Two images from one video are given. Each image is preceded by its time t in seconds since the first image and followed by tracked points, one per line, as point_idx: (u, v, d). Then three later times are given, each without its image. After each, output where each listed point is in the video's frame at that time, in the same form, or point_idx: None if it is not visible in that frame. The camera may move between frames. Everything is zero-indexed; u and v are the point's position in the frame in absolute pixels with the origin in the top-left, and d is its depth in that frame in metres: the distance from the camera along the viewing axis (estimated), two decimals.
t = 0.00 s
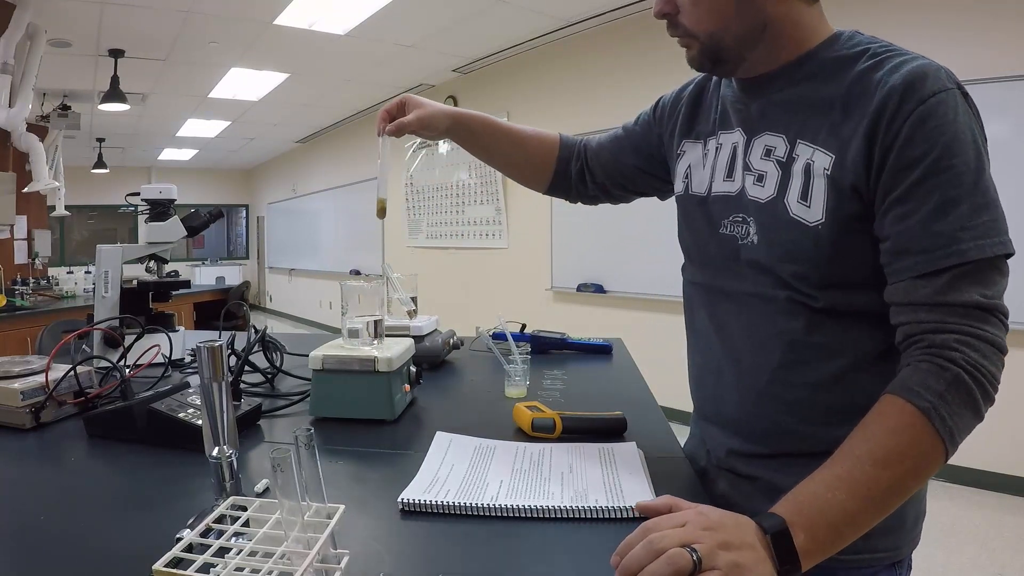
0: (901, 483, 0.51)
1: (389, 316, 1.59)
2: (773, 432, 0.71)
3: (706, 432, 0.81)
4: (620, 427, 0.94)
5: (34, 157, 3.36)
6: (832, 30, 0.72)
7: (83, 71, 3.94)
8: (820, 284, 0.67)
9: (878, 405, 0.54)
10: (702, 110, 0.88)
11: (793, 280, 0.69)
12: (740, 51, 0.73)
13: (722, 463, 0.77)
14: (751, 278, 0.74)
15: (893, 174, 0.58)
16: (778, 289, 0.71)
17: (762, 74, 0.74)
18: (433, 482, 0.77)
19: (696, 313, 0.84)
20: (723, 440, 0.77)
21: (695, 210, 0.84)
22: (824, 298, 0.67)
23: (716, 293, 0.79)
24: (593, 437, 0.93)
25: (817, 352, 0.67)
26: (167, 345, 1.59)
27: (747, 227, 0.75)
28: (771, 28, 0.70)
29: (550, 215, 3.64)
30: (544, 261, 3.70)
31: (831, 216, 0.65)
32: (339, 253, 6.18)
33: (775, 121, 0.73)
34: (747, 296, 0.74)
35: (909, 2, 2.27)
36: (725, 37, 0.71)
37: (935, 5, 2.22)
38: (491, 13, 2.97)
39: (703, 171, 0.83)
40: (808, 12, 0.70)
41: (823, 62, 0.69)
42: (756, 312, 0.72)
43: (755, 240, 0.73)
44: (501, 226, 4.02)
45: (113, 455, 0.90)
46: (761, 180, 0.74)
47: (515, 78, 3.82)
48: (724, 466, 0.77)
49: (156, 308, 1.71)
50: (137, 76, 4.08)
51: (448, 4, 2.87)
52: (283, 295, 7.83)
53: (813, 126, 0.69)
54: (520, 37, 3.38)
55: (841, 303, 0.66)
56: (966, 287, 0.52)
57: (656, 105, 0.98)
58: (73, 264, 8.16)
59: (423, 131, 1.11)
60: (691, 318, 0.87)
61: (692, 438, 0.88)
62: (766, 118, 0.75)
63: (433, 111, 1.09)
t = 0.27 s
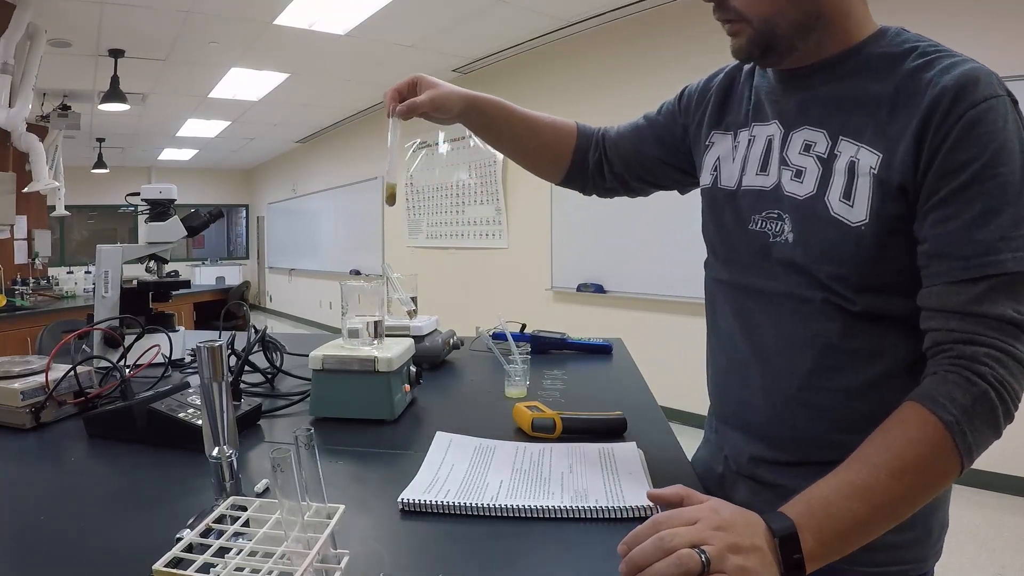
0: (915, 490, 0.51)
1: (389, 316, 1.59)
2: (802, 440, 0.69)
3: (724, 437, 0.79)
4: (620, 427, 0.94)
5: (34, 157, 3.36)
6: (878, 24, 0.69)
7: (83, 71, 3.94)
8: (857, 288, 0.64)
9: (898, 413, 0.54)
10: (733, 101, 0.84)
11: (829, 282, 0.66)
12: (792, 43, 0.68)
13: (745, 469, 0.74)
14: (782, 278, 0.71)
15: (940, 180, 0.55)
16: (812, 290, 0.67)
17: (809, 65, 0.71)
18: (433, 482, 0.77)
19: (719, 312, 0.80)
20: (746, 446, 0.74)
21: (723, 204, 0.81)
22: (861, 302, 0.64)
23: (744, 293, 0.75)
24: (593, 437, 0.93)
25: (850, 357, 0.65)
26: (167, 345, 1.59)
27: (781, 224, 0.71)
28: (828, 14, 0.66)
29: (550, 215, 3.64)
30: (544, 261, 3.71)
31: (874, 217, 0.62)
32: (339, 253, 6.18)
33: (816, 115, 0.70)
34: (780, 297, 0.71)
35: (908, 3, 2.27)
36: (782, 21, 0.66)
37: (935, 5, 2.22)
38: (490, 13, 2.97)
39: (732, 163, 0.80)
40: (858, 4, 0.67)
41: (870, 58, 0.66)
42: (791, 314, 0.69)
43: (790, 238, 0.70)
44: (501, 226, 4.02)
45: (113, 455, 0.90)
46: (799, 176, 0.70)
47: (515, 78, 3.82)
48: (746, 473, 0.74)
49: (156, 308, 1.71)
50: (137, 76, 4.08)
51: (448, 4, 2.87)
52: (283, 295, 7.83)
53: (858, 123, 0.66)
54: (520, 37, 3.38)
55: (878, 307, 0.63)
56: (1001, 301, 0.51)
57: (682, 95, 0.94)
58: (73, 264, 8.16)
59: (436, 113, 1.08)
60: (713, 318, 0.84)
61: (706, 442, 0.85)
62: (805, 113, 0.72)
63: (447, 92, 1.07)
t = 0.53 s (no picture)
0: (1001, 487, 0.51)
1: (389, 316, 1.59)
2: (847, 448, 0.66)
3: (751, 444, 0.76)
4: (620, 427, 0.94)
5: (34, 157, 3.36)
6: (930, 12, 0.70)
7: (83, 71, 3.94)
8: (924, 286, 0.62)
9: (993, 411, 0.54)
10: (770, 89, 0.81)
11: (891, 281, 0.63)
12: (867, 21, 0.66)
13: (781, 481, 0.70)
14: (835, 275, 0.67)
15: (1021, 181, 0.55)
16: (873, 289, 0.65)
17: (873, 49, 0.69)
18: (433, 482, 0.77)
19: (756, 311, 0.76)
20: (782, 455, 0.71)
21: (764, 196, 0.77)
22: (926, 299, 0.62)
23: (788, 290, 0.72)
24: (593, 438, 0.93)
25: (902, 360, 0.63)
26: (167, 345, 1.59)
27: (833, 218, 0.68)
28: None
29: (550, 216, 3.64)
30: (544, 261, 3.70)
31: (948, 213, 0.60)
32: (339, 253, 6.18)
33: (874, 105, 0.68)
34: (835, 295, 0.67)
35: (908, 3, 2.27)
36: None
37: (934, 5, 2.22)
38: (490, 13, 2.98)
39: (776, 154, 0.76)
40: None
41: (932, 47, 0.65)
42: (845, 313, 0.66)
43: (846, 233, 0.67)
44: (501, 226, 4.02)
45: (114, 455, 0.91)
46: (858, 167, 0.68)
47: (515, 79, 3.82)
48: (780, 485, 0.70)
49: (156, 308, 1.71)
50: (137, 76, 4.08)
51: (448, 4, 2.86)
52: (283, 295, 7.83)
53: (922, 114, 0.64)
54: (520, 37, 3.38)
55: (946, 306, 0.61)
56: None
57: (713, 83, 0.90)
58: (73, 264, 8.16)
59: (455, 95, 1.00)
60: (745, 316, 0.80)
61: (728, 450, 0.82)
62: (861, 102, 0.69)
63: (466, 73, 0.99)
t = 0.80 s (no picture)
0: None
1: (389, 316, 1.59)
2: (924, 475, 0.56)
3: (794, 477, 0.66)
4: (619, 427, 0.94)
5: (34, 157, 3.36)
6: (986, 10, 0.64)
7: (83, 71, 3.94)
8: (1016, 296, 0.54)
9: None
10: (810, 76, 0.72)
11: (981, 287, 0.54)
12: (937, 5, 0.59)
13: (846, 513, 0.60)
14: (909, 284, 0.58)
15: None
16: (959, 300, 0.56)
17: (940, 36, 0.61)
18: (433, 482, 0.77)
19: (805, 324, 0.66)
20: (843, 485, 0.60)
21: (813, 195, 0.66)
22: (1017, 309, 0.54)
23: (852, 301, 0.61)
24: (593, 438, 0.93)
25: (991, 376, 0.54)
26: (167, 345, 1.59)
27: (905, 217, 0.59)
28: None
29: (550, 215, 3.64)
30: (544, 261, 3.71)
31: None
32: (338, 253, 6.19)
33: (944, 92, 0.60)
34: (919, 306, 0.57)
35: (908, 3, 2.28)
36: None
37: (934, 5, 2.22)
38: (490, 13, 2.98)
39: (825, 148, 0.66)
40: None
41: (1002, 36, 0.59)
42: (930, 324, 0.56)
43: (922, 235, 0.57)
44: (501, 226, 4.02)
45: (113, 455, 0.91)
46: (934, 161, 0.58)
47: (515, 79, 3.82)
48: (843, 517, 0.60)
49: (156, 308, 1.71)
50: (137, 77, 4.08)
51: (448, 4, 2.87)
52: (283, 295, 7.84)
53: (1007, 104, 0.56)
54: (520, 37, 3.38)
55: None
56: None
57: (741, 72, 0.80)
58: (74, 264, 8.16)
59: (462, 77, 0.86)
60: (786, 332, 0.70)
61: (761, 478, 0.72)
62: (930, 91, 0.61)
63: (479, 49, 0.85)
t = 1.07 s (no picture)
0: None
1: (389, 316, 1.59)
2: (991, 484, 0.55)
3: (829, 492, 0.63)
4: (619, 427, 0.94)
5: (34, 157, 3.36)
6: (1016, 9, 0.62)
7: (83, 71, 3.95)
8: None
9: None
10: (834, 65, 0.68)
11: None
12: None
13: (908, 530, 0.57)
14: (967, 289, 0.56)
15: None
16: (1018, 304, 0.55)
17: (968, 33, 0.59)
18: (433, 482, 0.77)
19: (845, 336, 0.62)
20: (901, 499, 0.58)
21: (853, 197, 0.62)
22: None
23: (905, 309, 0.58)
24: (594, 438, 0.93)
25: None
26: (167, 345, 1.59)
27: (963, 221, 0.56)
28: None
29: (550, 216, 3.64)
30: (544, 261, 3.70)
31: None
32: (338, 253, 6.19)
33: (989, 87, 0.58)
34: (984, 313, 0.55)
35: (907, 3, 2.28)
36: None
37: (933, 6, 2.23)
38: (490, 13, 2.98)
39: (862, 146, 0.63)
40: None
41: None
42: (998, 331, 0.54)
43: (982, 240, 0.55)
44: (501, 226, 4.02)
45: (113, 455, 0.91)
46: (989, 160, 0.56)
47: (515, 79, 3.82)
48: (902, 534, 0.58)
49: (156, 308, 1.71)
50: (137, 77, 4.08)
51: (448, 4, 2.87)
52: (283, 296, 7.84)
53: None
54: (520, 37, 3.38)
55: None
56: None
57: (754, 64, 0.76)
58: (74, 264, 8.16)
59: (422, 122, 0.74)
60: (815, 340, 0.66)
61: (783, 491, 0.69)
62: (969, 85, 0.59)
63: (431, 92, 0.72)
